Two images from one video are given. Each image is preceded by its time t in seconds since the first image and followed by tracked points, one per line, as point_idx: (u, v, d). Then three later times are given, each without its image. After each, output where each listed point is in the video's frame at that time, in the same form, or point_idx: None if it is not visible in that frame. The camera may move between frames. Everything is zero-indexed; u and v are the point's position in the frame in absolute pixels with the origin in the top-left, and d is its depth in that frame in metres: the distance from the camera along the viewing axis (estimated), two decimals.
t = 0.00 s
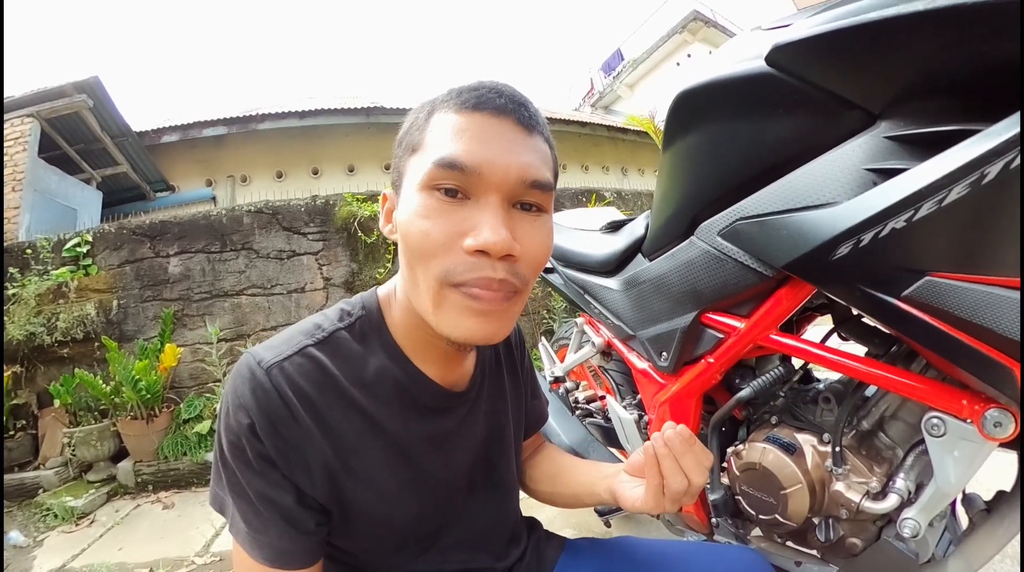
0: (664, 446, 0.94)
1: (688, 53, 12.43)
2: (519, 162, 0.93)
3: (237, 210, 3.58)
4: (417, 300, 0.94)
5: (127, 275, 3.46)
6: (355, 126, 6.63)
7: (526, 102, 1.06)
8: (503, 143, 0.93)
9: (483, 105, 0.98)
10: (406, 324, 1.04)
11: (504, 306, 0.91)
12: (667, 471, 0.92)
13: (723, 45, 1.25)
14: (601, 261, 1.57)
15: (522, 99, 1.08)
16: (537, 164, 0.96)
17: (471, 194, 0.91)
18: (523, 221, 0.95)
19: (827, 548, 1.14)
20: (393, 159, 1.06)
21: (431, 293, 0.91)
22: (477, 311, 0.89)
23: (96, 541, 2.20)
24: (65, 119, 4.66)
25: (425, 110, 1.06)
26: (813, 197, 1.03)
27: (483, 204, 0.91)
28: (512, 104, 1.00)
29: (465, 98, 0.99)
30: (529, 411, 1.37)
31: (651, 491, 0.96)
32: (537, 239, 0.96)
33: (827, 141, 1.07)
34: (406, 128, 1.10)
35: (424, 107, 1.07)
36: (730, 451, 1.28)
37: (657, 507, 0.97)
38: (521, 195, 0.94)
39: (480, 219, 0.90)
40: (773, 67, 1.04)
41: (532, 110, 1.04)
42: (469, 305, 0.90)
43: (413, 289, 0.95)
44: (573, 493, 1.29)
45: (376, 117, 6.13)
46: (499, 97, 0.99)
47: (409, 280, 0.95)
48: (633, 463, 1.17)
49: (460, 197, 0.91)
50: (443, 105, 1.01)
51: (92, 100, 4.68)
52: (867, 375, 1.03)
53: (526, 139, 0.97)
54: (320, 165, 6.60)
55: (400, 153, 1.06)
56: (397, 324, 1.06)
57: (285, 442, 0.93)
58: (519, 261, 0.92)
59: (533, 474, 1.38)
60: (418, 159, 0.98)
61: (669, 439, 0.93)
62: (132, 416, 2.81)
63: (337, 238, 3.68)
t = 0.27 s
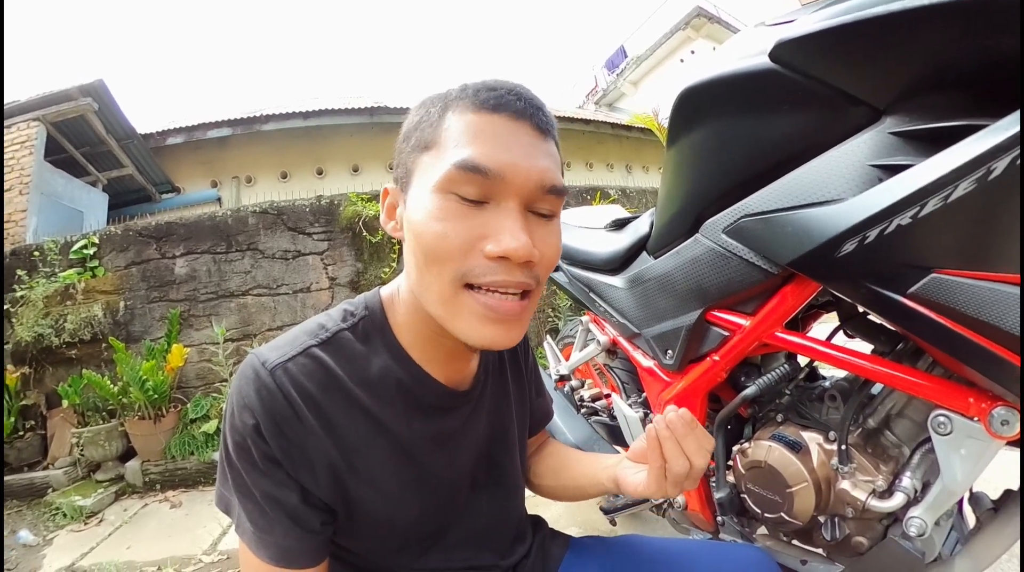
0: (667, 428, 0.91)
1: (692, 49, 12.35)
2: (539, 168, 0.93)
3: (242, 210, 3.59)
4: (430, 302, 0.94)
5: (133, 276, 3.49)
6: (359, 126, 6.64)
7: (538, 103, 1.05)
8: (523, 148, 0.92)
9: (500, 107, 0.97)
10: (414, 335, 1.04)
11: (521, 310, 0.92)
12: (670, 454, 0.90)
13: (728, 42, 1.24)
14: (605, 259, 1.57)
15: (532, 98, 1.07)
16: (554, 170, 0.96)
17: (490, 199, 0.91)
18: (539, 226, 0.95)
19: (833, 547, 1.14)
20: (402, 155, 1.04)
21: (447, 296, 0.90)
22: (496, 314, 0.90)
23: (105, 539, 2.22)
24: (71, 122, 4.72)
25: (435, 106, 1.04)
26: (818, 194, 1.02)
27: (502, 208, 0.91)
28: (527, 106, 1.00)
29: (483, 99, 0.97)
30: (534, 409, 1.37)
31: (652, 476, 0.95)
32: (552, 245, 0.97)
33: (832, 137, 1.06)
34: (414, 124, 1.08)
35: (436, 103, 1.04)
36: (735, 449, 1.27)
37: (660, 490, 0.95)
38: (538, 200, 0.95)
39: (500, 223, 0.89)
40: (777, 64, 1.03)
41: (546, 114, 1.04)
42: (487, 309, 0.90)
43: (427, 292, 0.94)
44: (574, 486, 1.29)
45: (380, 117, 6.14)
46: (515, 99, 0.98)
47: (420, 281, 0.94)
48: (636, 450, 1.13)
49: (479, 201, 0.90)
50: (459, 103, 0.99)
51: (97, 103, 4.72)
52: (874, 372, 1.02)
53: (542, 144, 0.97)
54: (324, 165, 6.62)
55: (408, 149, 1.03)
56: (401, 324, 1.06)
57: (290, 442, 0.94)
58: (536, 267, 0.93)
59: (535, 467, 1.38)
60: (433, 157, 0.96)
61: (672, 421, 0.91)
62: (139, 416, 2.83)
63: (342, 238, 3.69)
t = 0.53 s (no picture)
0: (636, 371, 0.97)
1: (695, 51, 12.30)
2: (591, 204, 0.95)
3: (246, 213, 3.62)
4: (478, 330, 0.92)
5: (138, 279, 3.52)
6: (363, 129, 6.68)
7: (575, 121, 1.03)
8: (581, 184, 0.94)
9: (556, 135, 0.95)
10: (414, 345, 1.04)
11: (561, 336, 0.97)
12: (642, 392, 0.95)
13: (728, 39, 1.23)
14: (606, 260, 1.55)
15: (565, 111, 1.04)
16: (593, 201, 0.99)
17: (554, 235, 0.90)
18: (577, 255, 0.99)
19: (838, 554, 1.11)
20: (438, 166, 0.94)
21: (502, 328, 0.90)
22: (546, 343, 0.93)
23: (107, 540, 2.23)
24: (78, 127, 4.81)
25: (475, 114, 0.96)
26: (822, 192, 1.00)
27: (561, 244, 0.91)
28: (572, 128, 0.98)
29: (539, 123, 0.94)
30: (531, 412, 1.35)
31: (633, 423, 0.99)
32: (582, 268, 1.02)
33: (835, 134, 1.04)
34: (446, 129, 0.97)
35: (475, 111, 0.96)
36: (738, 454, 1.24)
37: (643, 437, 0.99)
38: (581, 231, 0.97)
39: (562, 261, 0.90)
40: (778, 59, 1.02)
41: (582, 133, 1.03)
42: (538, 339, 0.93)
43: (473, 319, 0.91)
44: (566, 474, 1.27)
45: (383, 120, 6.17)
46: (565, 123, 0.96)
47: (467, 310, 0.91)
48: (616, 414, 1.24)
49: (541, 236, 0.90)
50: (509, 120, 0.93)
51: (103, 107, 4.79)
52: (880, 376, 0.99)
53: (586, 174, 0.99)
54: (329, 168, 6.66)
55: (442, 157, 0.94)
56: (397, 329, 1.05)
57: (281, 447, 0.93)
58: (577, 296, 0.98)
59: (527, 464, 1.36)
60: (484, 178, 0.90)
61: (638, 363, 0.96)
62: (143, 418, 2.85)
63: (345, 240, 3.70)
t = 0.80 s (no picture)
0: (641, 392, 0.97)
1: (697, 52, 12.27)
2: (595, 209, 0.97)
3: (248, 215, 3.65)
4: (484, 330, 0.93)
5: (140, 279, 3.55)
6: (365, 131, 6.72)
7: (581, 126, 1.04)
8: (588, 190, 0.95)
9: (564, 141, 0.96)
10: (410, 342, 1.05)
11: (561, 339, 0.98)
12: (645, 415, 0.96)
13: (722, 38, 1.23)
14: (603, 260, 1.55)
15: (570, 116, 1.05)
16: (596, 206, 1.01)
17: (562, 239, 0.91)
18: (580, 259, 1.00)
19: (835, 555, 1.10)
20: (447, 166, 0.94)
21: (507, 329, 0.91)
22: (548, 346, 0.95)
23: (108, 539, 2.25)
24: (81, 128, 4.87)
25: (485, 116, 0.96)
26: (814, 189, 1.00)
27: (568, 248, 0.93)
28: (579, 134, 0.99)
29: (549, 130, 0.95)
30: (526, 410, 1.36)
31: (632, 439, 1.00)
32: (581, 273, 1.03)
33: (829, 131, 1.04)
34: (455, 129, 0.97)
35: (484, 115, 0.96)
36: (735, 453, 1.24)
37: (642, 455, 1.01)
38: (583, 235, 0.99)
39: (567, 265, 0.92)
40: (769, 57, 1.02)
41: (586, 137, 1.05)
42: (541, 343, 0.94)
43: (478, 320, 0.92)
44: (561, 473, 1.27)
45: (385, 122, 6.20)
46: (573, 129, 0.97)
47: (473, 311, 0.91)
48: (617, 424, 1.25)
49: (549, 240, 0.91)
50: (520, 124, 0.94)
51: (107, 109, 4.84)
52: (875, 374, 0.99)
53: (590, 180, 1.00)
54: (331, 170, 6.70)
55: (451, 157, 0.94)
56: (393, 327, 1.06)
57: (276, 444, 0.94)
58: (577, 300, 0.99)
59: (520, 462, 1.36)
60: (495, 181, 0.90)
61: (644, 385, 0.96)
62: (145, 417, 2.87)
63: (346, 241, 3.71)
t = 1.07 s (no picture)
0: (643, 393, 0.97)
1: (698, 50, 12.24)
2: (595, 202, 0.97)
3: (248, 214, 3.66)
4: (491, 329, 0.93)
5: (141, 279, 3.56)
6: (365, 131, 6.72)
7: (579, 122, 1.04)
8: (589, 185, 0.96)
9: (563, 136, 0.96)
10: (412, 340, 1.05)
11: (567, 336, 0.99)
12: (648, 414, 0.96)
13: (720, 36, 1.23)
14: (603, 258, 1.55)
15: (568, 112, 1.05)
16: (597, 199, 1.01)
17: (565, 235, 0.91)
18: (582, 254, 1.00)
19: (835, 553, 1.10)
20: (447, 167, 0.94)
21: (514, 327, 0.91)
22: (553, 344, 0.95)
23: (110, 538, 2.26)
24: (81, 129, 4.88)
25: (483, 115, 0.96)
26: (811, 185, 0.99)
27: (571, 244, 0.93)
28: (577, 130, 0.99)
29: (547, 126, 0.95)
30: (525, 408, 1.36)
31: (634, 439, 1.01)
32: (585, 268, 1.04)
33: (827, 128, 1.03)
34: (453, 129, 0.97)
35: (480, 115, 0.97)
36: (735, 451, 1.24)
37: (645, 456, 1.01)
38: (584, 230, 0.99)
39: (571, 260, 0.92)
40: (767, 55, 1.02)
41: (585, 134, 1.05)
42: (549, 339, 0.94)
43: (485, 320, 0.92)
44: (562, 470, 1.28)
45: (385, 121, 6.20)
46: (572, 125, 0.97)
47: (479, 310, 0.91)
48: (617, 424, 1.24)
49: (552, 237, 0.91)
50: (519, 122, 0.94)
51: (108, 110, 4.85)
52: (875, 371, 0.99)
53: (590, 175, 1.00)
54: (332, 170, 6.70)
55: (450, 158, 0.94)
56: (392, 326, 1.06)
57: (277, 443, 0.94)
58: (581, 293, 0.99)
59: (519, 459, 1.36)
60: (496, 180, 0.90)
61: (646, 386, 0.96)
62: (146, 417, 2.88)
63: (347, 241, 3.72)
